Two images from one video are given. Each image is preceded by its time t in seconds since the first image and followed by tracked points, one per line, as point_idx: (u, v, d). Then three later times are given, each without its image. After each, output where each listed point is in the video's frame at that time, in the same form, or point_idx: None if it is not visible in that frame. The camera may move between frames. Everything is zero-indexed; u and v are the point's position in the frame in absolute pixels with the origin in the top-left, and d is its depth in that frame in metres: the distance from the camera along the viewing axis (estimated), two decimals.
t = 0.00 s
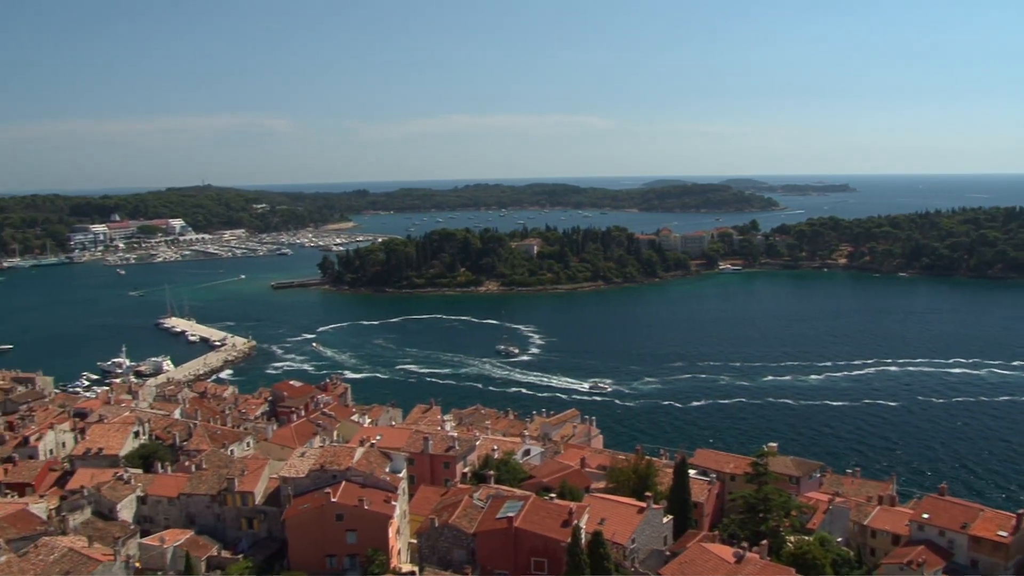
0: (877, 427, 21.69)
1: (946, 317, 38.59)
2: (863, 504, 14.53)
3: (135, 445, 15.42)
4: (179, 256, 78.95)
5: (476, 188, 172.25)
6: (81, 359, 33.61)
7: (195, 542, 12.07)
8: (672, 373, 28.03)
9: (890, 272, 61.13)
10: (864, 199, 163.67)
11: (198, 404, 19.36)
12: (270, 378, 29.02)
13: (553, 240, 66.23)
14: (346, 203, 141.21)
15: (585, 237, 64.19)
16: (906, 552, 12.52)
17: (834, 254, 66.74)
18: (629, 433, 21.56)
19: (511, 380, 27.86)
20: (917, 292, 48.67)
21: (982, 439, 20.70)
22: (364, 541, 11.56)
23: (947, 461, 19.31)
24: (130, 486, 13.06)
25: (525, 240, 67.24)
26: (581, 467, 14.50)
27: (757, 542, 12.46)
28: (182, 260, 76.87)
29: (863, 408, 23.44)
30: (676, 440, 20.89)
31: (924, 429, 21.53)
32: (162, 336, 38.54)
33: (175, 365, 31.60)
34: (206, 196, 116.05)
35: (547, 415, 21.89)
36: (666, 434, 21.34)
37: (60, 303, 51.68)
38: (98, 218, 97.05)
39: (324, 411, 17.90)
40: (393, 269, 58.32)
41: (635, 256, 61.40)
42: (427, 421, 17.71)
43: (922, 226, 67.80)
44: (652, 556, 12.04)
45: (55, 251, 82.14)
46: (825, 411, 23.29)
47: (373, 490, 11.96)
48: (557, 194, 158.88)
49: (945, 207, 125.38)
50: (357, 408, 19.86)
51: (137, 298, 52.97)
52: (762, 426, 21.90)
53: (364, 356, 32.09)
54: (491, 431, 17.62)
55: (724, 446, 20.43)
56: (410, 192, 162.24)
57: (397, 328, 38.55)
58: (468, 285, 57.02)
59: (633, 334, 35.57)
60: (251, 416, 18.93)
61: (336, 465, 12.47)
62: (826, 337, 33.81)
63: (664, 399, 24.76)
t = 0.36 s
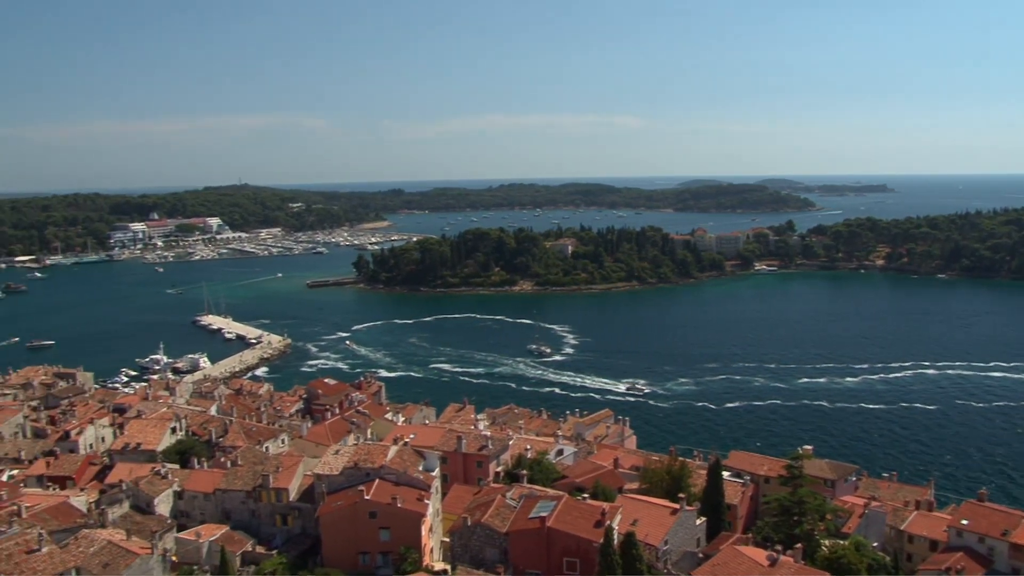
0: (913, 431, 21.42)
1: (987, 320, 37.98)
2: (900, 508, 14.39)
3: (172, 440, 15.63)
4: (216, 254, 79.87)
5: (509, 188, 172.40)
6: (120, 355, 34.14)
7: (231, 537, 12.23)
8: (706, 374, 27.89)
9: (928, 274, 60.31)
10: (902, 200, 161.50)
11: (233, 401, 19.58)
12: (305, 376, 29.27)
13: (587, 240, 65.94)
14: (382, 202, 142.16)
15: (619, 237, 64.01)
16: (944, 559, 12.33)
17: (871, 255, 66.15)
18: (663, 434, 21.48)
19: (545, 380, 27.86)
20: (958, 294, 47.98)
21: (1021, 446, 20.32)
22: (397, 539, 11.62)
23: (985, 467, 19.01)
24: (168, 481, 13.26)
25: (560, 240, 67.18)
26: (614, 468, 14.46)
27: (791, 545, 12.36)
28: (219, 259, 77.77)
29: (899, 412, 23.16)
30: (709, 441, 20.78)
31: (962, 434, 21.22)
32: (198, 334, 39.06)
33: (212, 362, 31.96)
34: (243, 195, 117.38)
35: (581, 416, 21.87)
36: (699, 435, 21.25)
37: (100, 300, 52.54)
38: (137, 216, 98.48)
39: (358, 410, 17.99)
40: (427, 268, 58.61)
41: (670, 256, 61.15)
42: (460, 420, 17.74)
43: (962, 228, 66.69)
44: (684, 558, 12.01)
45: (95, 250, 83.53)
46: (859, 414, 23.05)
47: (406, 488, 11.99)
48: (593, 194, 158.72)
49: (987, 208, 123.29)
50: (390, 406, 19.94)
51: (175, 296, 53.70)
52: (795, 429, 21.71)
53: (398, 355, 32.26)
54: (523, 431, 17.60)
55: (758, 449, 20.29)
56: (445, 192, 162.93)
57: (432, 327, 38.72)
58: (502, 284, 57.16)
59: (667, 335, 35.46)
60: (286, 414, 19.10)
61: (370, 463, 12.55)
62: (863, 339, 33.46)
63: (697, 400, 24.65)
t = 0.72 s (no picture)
0: (951, 437, 21.10)
1: None
2: (938, 514, 14.13)
3: (209, 436, 15.86)
4: (253, 252, 80.85)
5: (543, 187, 172.48)
6: (160, 352, 34.65)
7: (266, 533, 12.38)
8: (741, 376, 27.73)
9: (969, 276, 59.31)
10: (942, 200, 159.03)
11: (269, 398, 19.77)
12: (340, 374, 29.47)
13: (623, 240, 65.66)
14: (417, 201, 143.01)
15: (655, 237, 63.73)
16: (984, 568, 11.91)
17: (910, 256, 65.50)
18: (697, 436, 21.40)
19: (579, 380, 27.84)
20: (1002, 296, 47.12)
21: None
22: (430, 537, 11.66)
23: None
24: (204, 476, 13.45)
25: (595, 240, 67.00)
26: (648, 469, 14.40)
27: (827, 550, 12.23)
28: (256, 257, 78.72)
29: (937, 416, 22.82)
30: (744, 444, 20.66)
31: (1002, 440, 20.85)
32: (235, 331, 39.55)
33: (249, 360, 32.30)
34: (280, 194, 118.77)
35: (615, 416, 21.84)
36: (734, 437, 21.14)
37: (141, 297, 53.42)
38: (176, 214, 100.01)
39: (393, 408, 18.11)
40: (463, 268, 58.90)
41: (705, 256, 60.82)
42: (494, 420, 17.70)
43: (1006, 229, 65.42)
44: (718, 561, 11.95)
45: (136, 247, 84.99)
46: (896, 418, 22.77)
47: (440, 486, 12.04)
48: (629, 194, 158.30)
49: None
50: (424, 405, 20.01)
51: (214, 293, 54.43)
52: (829, 432, 21.51)
53: (433, 354, 32.40)
54: (557, 430, 17.58)
55: (795, 452, 20.12)
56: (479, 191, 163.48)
57: (466, 326, 38.82)
58: (537, 284, 57.22)
59: (703, 336, 35.31)
60: (322, 411, 19.24)
61: (404, 461, 12.60)
62: (902, 342, 33.03)
63: (732, 402, 24.50)
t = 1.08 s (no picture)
0: (991, 442, 20.76)
1: None
2: (978, 520, 13.92)
3: (245, 433, 16.07)
4: (289, 251, 81.68)
5: (577, 186, 172.34)
6: (198, 349, 35.14)
7: (300, 529, 12.50)
8: (776, 377, 27.52)
9: (1012, 278, 58.11)
10: (984, 200, 156.13)
11: (305, 396, 19.95)
12: (375, 372, 29.65)
13: (659, 241, 65.48)
14: (452, 200, 143.62)
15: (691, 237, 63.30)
16: None
17: (950, 258, 64.50)
18: (732, 437, 21.29)
19: (613, 380, 27.81)
20: None
21: None
22: (463, 536, 11.70)
23: None
24: (240, 472, 13.64)
25: (631, 240, 66.82)
26: (682, 470, 14.33)
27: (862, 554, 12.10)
28: (292, 255, 79.55)
29: (976, 421, 22.47)
30: (778, 446, 20.52)
31: None
32: (272, 328, 39.98)
33: (284, 357, 32.62)
34: (316, 193, 119.95)
35: (650, 417, 21.78)
36: (769, 439, 21.01)
37: (179, 294, 54.24)
38: (214, 212, 101.40)
39: (428, 407, 18.19)
40: (498, 267, 59.11)
41: (741, 257, 60.41)
42: (529, 420, 17.68)
43: None
44: (752, 563, 11.86)
45: (174, 246, 86.32)
46: (934, 422, 22.45)
47: (473, 485, 12.06)
48: (664, 194, 157.62)
49: None
50: (459, 404, 20.06)
51: (250, 291, 55.07)
52: (865, 436, 21.28)
53: (467, 353, 32.52)
54: (592, 430, 17.55)
55: (830, 455, 19.96)
56: (514, 190, 163.74)
57: (501, 326, 38.83)
58: (572, 284, 57.21)
59: (739, 337, 35.09)
60: (356, 409, 19.37)
61: (438, 460, 12.65)
62: (942, 345, 32.52)
63: (766, 403, 24.34)
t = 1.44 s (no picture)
0: None
1: None
2: (1019, 528, 13.67)
3: (279, 430, 16.24)
4: (324, 249, 82.38)
5: (611, 186, 172.06)
6: (234, 346, 35.57)
7: (334, 526, 12.61)
8: (811, 379, 27.28)
9: None
10: None
11: (339, 393, 20.09)
12: (408, 371, 29.80)
13: (694, 241, 65.30)
14: (486, 200, 144.09)
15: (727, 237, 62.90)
16: None
17: (991, 259, 63.43)
18: (767, 440, 21.15)
19: (646, 380, 27.73)
20: None
21: None
22: (495, 535, 11.72)
23: None
24: (274, 469, 13.78)
25: (665, 240, 66.65)
26: (715, 472, 14.25)
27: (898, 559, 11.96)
28: (327, 254, 80.23)
29: (1017, 427, 22.09)
30: (813, 449, 20.35)
31: None
32: (306, 326, 40.35)
33: (319, 356, 32.89)
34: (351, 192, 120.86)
35: (684, 417, 21.69)
36: (804, 442, 20.85)
37: (216, 292, 54.93)
38: (250, 211, 102.69)
39: (461, 406, 18.26)
40: (532, 267, 59.28)
41: (776, 258, 60.01)
42: (561, 419, 17.66)
43: None
44: (786, 566, 11.78)
45: (212, 244, 87.40)
46: (973, 427, 22.13)
47: (506, 485, 12.06)
48: (699, 194, 156.93)
49: None
50: (492, 403, 20.08)
51: (285, 289, 55.61)
52: (900, 440, 21.03)
53: (500, 352, 32.60)
54: (625, 431, 17.49)
55: (866, 459, 19.77)
56: (548, 190, 163.95)
57: (534, 326, 38.82)
58: (606, 284, 57.25)
59: (775, 338, 34.86)
60: (390, 408, 19.48)
61: (470, 459, 12.67)
62: (982, 348, 32.02)
63: (801, 406, 24.14)
